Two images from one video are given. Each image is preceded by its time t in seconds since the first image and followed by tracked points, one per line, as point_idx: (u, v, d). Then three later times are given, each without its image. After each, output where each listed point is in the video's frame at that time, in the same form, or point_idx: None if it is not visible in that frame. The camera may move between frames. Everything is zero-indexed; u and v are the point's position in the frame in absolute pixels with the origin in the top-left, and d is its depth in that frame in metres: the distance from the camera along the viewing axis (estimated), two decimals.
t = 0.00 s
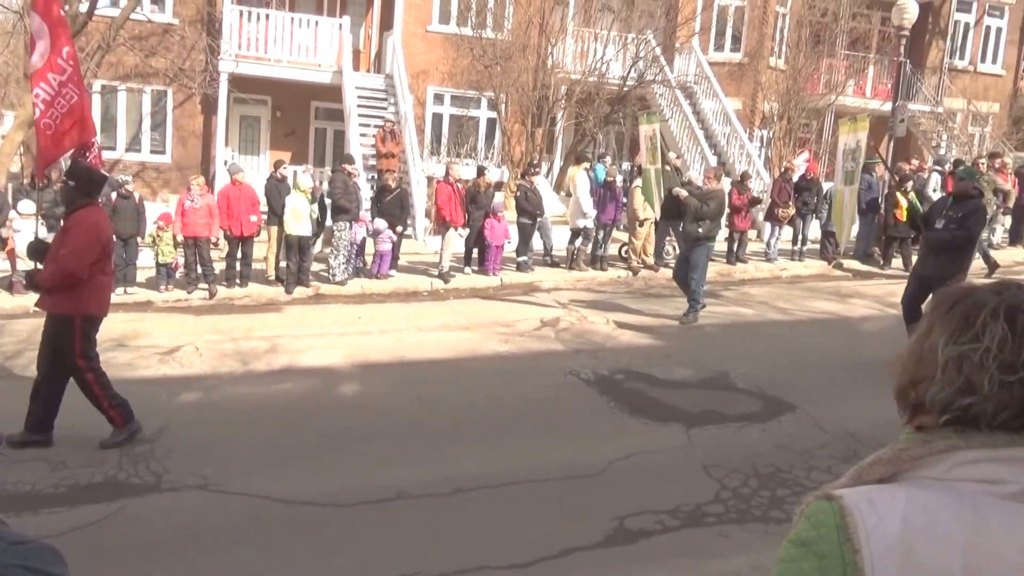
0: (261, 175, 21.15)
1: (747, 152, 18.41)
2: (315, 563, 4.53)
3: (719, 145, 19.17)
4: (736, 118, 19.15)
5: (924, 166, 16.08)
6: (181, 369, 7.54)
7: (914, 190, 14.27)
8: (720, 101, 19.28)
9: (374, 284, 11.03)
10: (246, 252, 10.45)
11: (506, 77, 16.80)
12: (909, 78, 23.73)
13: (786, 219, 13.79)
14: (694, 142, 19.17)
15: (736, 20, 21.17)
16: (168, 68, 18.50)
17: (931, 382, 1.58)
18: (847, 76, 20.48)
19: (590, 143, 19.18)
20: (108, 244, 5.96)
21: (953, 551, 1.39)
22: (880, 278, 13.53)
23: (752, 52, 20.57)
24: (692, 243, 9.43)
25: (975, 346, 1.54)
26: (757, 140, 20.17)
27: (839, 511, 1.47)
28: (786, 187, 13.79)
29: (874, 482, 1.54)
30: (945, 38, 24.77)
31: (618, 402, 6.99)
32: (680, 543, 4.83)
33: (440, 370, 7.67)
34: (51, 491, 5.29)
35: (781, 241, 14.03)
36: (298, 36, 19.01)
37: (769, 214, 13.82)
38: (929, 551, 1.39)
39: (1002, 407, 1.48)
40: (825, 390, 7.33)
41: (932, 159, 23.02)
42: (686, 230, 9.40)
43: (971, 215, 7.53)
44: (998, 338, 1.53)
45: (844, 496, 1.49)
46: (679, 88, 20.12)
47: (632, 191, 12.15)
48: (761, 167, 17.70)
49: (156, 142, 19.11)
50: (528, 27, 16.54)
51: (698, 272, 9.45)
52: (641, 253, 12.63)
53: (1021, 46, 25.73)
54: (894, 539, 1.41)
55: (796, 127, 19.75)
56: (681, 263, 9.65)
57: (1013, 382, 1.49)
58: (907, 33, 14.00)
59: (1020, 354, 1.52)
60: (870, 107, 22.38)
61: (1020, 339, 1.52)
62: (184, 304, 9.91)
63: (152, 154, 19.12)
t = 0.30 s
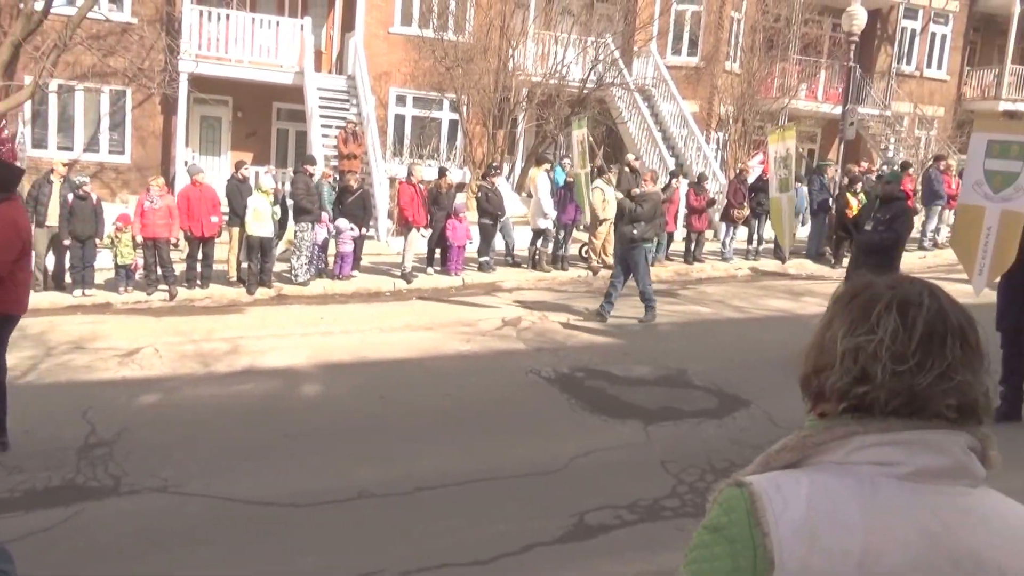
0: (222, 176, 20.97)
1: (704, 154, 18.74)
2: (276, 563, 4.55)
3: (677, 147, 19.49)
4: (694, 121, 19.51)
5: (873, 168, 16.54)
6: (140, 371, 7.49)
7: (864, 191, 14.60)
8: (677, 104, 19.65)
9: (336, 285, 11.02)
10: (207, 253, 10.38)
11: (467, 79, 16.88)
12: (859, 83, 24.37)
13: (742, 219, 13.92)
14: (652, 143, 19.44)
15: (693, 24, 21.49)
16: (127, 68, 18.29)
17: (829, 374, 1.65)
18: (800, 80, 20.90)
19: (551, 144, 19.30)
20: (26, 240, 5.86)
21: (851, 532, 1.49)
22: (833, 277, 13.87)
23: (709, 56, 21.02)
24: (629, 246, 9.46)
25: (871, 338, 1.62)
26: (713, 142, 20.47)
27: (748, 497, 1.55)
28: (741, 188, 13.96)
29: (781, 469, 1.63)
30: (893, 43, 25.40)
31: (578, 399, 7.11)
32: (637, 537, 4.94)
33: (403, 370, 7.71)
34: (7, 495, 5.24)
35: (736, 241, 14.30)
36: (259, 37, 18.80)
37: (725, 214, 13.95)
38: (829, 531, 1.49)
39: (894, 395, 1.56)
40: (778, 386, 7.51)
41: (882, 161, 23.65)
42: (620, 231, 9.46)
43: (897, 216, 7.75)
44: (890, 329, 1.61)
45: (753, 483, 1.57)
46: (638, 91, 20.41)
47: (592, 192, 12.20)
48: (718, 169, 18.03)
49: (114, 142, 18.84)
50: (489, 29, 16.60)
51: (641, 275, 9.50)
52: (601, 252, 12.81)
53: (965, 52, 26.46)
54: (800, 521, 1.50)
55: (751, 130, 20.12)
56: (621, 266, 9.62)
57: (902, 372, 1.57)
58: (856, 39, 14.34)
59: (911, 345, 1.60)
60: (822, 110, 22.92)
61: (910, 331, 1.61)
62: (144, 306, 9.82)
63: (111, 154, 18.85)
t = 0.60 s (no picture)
0: (185, 176, 20.70)
1: (668, 154, 18.90)
2: (240, 566, 4.51)
3: (641, 148, 19.65)
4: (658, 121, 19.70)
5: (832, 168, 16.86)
6: (101, 374, 7.38)
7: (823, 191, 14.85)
8: (642, 105, 19.83)
9: (302, 285, 10.93)
10: (170, 254, 10.26)
11: (433, 78, 16.93)
12: (819, 86, 24.89)
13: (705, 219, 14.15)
14: (617, 142, 19.60)
15: (657, 26, 21.67)
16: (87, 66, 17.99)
17: (718, 364, 1.76)
18: (761, 81, 21.21)
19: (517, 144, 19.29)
20: None
21: (738, 510, 1.55)
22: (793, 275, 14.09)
23: (672, 57, 21.22)
24: (569, 245, 9.47)
25: (753, 328, 1.74)
26: (677, 142, 20.73)
27: (648, 482, 1.63)
28: (704, 188, 14.18)
29: (679, 457, 1.73)
30: (851, 46, 25.83)
31: (542, 398, 7.15)
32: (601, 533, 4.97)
33: (368, 370, 7.69)
34: None
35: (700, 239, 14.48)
36: (221, 35, 18.58)
37: (689, 214, 14.15)
38: (721, 510, 1.55)
39: (773, 380, 1.68)
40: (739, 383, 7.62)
41: (841, 161, 24.09)
42: (563, 231, 9.44)
43: (831, 214, 7.77)
44: (770, 320, 1.73)
45: (652, 470, 1.65)
46: (603, 92, 20.58)
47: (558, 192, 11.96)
48: (682, 169, 18.24)
49: (74, 142, 18.51)
50: (454, 29, 16.63)
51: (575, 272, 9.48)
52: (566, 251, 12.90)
53: (920, 54, 27.05)
54: (694, 502, 1.56)
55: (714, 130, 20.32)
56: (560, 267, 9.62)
57: (779, 358, 1.69)
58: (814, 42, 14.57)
59: (788, 334, 1.72)
60: (783, 111, 23.20)
61: (788, 321, 1.73)
62: (104, 307, 9.67)
63: (71, 154, 18.52)
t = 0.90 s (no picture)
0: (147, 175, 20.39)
1: (634, 154, 19.05)
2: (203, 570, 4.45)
3: (607, 148, 19.78)
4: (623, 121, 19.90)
5: (794, 167, 17.12)
6: (61, 377, 7.24)
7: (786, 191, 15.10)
8: (608, 105, 20.04)
9: (267, 286, 10.82)
10: (132, 255, 10.09)
11: (399, 78, 16.89)
12: (781, 87, 25.29)
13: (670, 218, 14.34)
14: (583, 143, 19.81)
15: (622, 27, 21.84)
16: (44, 63, 17.67)
17: (648, 358, 1.96)
18: (725, 82, 21.46)
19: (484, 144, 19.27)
20: None
21: (672, 495, 1.72)
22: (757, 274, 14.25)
23: (638, 57, 21.38)
24: (522, 244, 9.51)
25: (678, 324, 1.94)
26: (643, 142, 20.86)
27: (587, 472, 1.77)
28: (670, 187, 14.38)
29: (619, 448, 1.88)
30: (812, 48, 26.24)
31: (509, 397, 7.15)
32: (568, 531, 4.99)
33: (336, 371, 7.65)
34: None
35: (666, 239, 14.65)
36: (183, 33, 18.30)
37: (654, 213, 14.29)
38: (655, 496, 1.71)
39: (693, 370, 1.87)
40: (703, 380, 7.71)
41: (804, 162, 24.47)
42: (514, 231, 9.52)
43: (777, 215, 7.89)
44: (693, 314, 1.93)
45: (591, 461, 1.80)
46: (569, 92, 20.73)
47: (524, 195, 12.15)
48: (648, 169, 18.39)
49: (31, 141, 18.14)
50: (420, 29, 16.61)
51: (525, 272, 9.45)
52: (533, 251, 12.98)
53: (879, 57, 27.56)
54: (630, 490, 1.72)
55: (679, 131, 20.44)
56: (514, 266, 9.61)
57: (699, 350, 1.88)
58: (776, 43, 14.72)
59: (707, 328, 1.91)
60: (746, 112, 23.47)
61: (709, 315, 1.92)
62: (64, 309, 9.46)
63: (29, 153, 18.16)
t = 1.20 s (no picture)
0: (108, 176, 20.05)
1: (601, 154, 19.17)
2: None
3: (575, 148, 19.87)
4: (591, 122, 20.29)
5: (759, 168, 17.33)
6: (19, 382, 7.08)
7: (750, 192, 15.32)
8: (574, 104, 20.33)
9: (232, 288, 10.68)
10: (92, 257, 9.90)
11: (365, 77, 16.80)
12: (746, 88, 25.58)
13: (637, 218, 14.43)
14: (551, 143, 20.00)
15: (589, 28, 21.94)
16: None
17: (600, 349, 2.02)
18: (691, 83, 21.65)
19: (451, 144, 19.20)
20: None
21: (631, 486, 1.73)
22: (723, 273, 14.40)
23: (604, 58, 21.48)
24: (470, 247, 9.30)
25: (618, 316, 1.97)
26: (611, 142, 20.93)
27: (549, 464, 1.78)
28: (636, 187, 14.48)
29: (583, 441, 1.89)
30: (776, 50, 26.58)
31: (477, 398, 7.14)
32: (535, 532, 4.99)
33: (303, 373, 7.57)
34: None
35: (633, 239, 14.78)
36: (145, 30, 18.01)
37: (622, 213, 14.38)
38: (613, 488, 1.73)
39: (621, 360, 1.91)
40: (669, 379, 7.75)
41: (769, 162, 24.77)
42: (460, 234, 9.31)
43: (724, 217, 7.79)
44: (629, 306, 1.97)
45: (554, 453, 1.81)
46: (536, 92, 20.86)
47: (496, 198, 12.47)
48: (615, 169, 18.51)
49: None
50: (387, 28, 16.51)
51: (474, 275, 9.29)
52: (501, 251, 12.99)
53: (842, 59, 27.99)
54: (590, 482, 1.73)
55: (646, 131, 20.38)
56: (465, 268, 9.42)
57: (627, 341, 1.92)
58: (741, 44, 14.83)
59: (639, 321, 1.93)
60: (712, 112, 23.70)
61: (642, 308, 1.94)
62: (22, 312, 9.22)
63: None
